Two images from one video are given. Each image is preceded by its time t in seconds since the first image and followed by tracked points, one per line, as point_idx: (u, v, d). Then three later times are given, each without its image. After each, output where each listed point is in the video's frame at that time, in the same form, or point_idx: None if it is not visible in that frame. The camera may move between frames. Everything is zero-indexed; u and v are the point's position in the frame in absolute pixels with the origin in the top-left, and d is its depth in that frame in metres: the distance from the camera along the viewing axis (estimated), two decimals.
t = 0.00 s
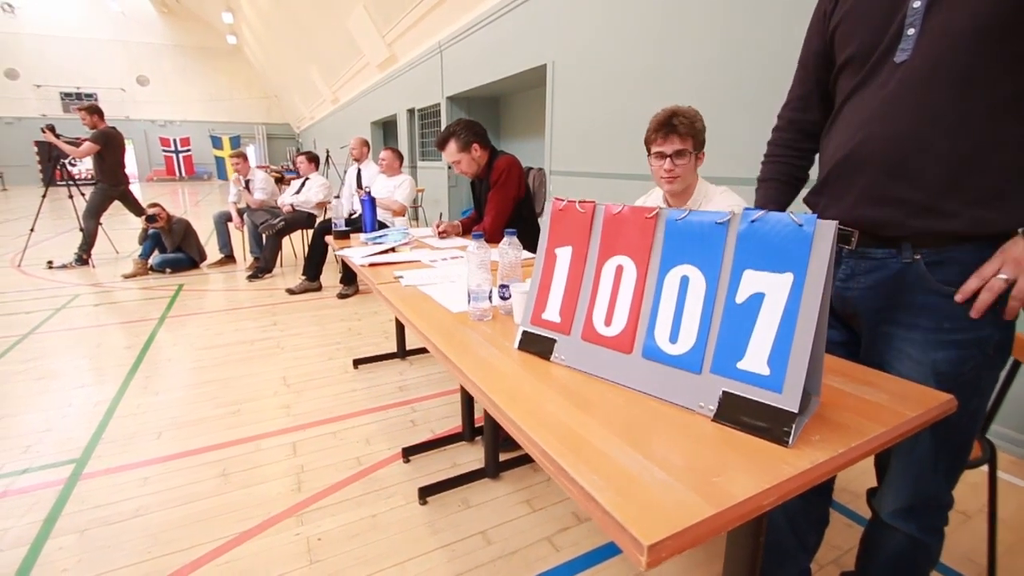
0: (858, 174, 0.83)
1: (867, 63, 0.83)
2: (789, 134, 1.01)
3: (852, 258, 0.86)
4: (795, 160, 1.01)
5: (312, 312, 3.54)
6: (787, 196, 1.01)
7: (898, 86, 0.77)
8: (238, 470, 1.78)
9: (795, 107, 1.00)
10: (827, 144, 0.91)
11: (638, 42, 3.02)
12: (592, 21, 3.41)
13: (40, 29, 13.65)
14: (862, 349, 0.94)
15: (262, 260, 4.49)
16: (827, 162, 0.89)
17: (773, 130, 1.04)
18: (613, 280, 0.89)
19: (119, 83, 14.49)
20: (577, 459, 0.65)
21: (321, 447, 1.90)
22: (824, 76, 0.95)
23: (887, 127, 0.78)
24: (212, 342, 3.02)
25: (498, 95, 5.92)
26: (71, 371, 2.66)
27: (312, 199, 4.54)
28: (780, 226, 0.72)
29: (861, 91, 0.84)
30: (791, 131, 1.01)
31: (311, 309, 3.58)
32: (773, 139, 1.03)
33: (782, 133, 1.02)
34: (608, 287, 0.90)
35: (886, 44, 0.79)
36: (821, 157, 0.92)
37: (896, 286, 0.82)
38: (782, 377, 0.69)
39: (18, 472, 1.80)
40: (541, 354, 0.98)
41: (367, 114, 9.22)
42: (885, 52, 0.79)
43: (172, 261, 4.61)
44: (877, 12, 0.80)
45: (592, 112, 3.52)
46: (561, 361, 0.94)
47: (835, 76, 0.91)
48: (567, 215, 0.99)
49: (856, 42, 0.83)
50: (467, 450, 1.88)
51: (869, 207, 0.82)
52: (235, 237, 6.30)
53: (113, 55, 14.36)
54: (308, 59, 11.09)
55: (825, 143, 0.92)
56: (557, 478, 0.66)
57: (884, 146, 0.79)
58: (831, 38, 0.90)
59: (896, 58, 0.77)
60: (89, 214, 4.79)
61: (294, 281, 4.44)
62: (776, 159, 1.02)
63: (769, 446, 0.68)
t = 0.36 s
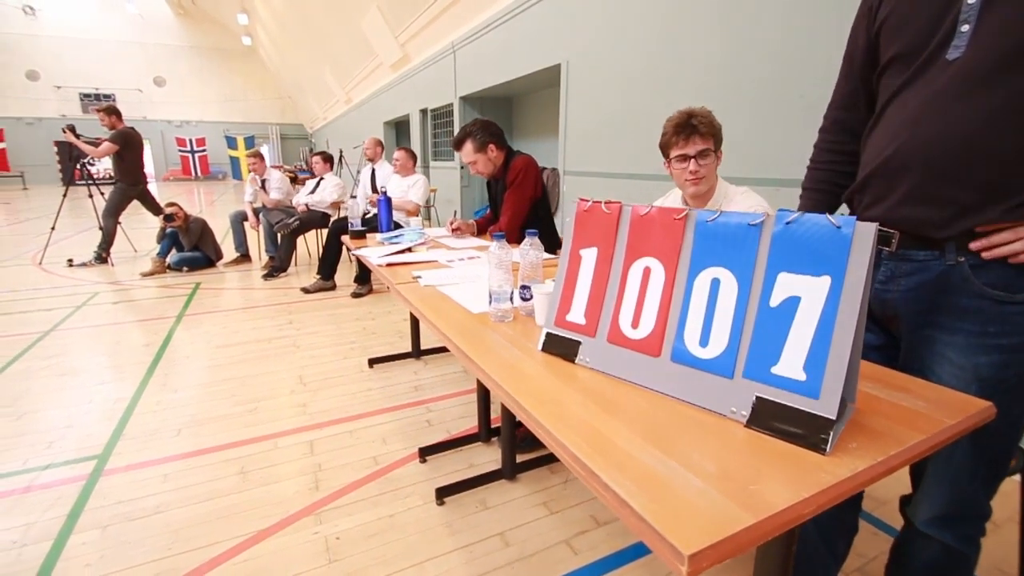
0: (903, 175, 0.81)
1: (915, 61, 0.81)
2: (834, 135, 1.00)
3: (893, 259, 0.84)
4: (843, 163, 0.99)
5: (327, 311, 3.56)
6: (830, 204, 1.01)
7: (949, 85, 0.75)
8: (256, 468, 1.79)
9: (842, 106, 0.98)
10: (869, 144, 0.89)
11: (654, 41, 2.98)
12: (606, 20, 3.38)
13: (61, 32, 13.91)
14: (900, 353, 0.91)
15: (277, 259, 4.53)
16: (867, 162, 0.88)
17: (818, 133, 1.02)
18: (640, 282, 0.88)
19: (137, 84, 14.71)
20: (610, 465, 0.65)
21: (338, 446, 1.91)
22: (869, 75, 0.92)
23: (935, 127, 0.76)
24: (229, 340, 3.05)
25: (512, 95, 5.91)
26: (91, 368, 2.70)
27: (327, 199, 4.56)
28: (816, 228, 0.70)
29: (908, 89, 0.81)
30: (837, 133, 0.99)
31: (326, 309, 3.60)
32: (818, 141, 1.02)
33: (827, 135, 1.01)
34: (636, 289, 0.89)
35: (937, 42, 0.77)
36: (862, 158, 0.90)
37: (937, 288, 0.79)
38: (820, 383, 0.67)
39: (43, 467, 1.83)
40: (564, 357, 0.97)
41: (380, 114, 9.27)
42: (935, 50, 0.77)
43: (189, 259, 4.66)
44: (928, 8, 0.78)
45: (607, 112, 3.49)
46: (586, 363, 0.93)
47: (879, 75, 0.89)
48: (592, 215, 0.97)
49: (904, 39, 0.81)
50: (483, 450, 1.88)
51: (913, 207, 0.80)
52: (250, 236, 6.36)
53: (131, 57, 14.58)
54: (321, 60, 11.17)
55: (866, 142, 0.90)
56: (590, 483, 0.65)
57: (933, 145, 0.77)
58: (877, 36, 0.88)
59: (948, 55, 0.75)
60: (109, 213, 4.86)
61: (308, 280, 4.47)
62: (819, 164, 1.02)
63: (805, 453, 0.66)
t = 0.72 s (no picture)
0: (965, 176, 0.78)
1: (980, 59, 0.78)
2: (890, 135, 0.96)
3: (948, 264, 0.81)
4: (900, 163, 0.95)
5: (346, 310, 3.58)
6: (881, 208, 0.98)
7: (1017, 83, 0.72)
8: (281, 465, 1.81)
9: (899, 105, 0.94)
10: (925, 144, 0.86)
11: (674, 39, 2.93)
12: (627, 18, 3.34)
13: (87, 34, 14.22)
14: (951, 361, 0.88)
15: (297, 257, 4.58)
16: (925, 163, 0.84)
17: (871, 134, 0.99)
18: (677, 284, 0.86)
19: (159, 86, 15.00)
20: (655, 473, 0.64)
21: (360, 445, 1.92)
22: (928, 75, 0.89)
23: (1002, 127, 0.73)
24: (250, 338, 3.09)
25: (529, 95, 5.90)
26: (118, 364, 2.75)
27: (346, 199, 4.59)
28: (867, 231, 0.69)
29: (971, 88, 0.79)
30: (893, 131, 0.96)
31: (345, 308, 3.63)
32: (870, 144, 0.99)
33: (883, 135, 0.97)
34: (672, 292, 0.87)
35: (1004, 39, 0.74)
36: (918, 159, 0.87)
37: (996, 294, 0.76)
38: (871, 391, 0.65)
39: (73, 461, 1.87)
40: (596, 360, 0.95)
41: (397, 114, 9.33)
42: (1002, 47, 0.74)
43: (211, 257, 4.73)
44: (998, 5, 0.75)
45: (625, 111, 3.45)
46: (619, 366, 0.92)
47: (939, 73, 0.86)
48: (627, 216, 0.96)
49: (968, 38, 0.79)
50: (505, 452, 1.87)
51: (975, 209, 0.77)
52: (270, 234, 6.44)
53: (154, 59, 14.86)
54: (339, 61, 11.27)
55: (923, 143, 0.87)
56: (635, 491, 0.64)
57: (998, 145, 0.74)
58: (938, 34, 0.85)
59: (1016, 53, 0.72)
60: (133, 211, 4.96)
61: (327, 279, 4.50)
62: (872, 164, 0.98)
63: (853, 463, 0.64)
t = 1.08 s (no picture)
0: None
1: None
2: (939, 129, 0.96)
3: None
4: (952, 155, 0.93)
5: (368, 309, 3.60)
6: (941, 178, 0.91)
7: None
8: (308, 462, 1.82)
9: (954, 102, 0.94)
10: (996, 144, 0.83)
11: (698, 35, 2.84)
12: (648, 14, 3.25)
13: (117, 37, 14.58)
14: None
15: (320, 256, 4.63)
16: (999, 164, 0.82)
17: (919, 127, 0.99)
18: (724, 287, 0.84)
19: (184, 87, 15.33)
20: (709, 482, 0.62)
21: (385, 443, 1.92)
22: (992, 73, 0.88)
23: None
24: (275, 335, 3.13)
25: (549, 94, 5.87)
26: (148, 359, 2.82)
27: (368, 199, 4.63)
28: (932, 234, 0.66)
29: None
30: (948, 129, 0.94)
31: (367, 306, 3.65)
32: (915, 138, 0.99)
33: (930, 130, 0.97)
34: (718, 296, 0.85)
35: None
36: (988, 159, 0.84)
37: None
38: (937, 401, 0.62)
39: (106, 455, 1.91)
40: (636, 364, 0.93)
41: (417, 114, 9.39)
42: None
43: (236, 255, 4.81)
44: None
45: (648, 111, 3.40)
46: (661, 371, 0.90)
47: (1008, 72, 0.84)
48: (670, 217, 0.94)
49: None
50: (531, 453, 1.86)
51: None
52: (292, 233, 6.53)
53: (180, 61, 15.18)
54: (360, 61, 11.38)
55: (993, 143, 0.84)
56: (688, 499, 0.62)
57: None
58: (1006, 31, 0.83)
59: None
60: (162, 210, 5.07)
61: (349, 277, 4.55)
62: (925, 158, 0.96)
63: (918, 477, 0.61)
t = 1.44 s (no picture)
0: None
1: None
2: None
3: None
4: None
5: (390, 308, 3.63)
6: None
7: None
8: (337, 460, 1.83)
9: None
10: None
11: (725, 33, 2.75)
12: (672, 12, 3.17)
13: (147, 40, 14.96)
14: None
15: (343, 255, 4.67)
16: None
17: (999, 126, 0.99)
18: (778, 292, 0.82)
19: (211, 89, 15.66)
20: (771, 493, 0.61)
21: (412, 443, 1.93)
22: None
23: None
24: (301, 333, 3.17)
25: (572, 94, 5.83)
26: (179, 355, 2.88)
27: (390, 198, 4.65)
28: (1006, 237, 0.62)
29: None
30: None
31: (390, 305, 3.67)
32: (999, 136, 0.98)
33: (1012, 127, 0.97)
34: (771, 301, 0.83)
35: None
36: None
37: None
38: (1012, 414, 0.57)
39: (141, 449, 1.95)
40: (681, 369, 0.92)
41: (438, 114, 9.43)
42: None
43: (262, 254, 4.90)
44: None
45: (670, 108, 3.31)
46: (708, 377, 0.88)
47: None
48: (716, 220, 0.93)
49: None
50: (559, 456, 1.84)
51: None
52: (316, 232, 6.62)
53: (207, 63, 15.50)
54: (382, 62, 11.47)
55: None
56: (747, 509, 0.61)
57: None
58: None
59: None
60: (191, 209, 5.18)
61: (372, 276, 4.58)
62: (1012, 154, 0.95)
63: (994, 492, 0.57)
